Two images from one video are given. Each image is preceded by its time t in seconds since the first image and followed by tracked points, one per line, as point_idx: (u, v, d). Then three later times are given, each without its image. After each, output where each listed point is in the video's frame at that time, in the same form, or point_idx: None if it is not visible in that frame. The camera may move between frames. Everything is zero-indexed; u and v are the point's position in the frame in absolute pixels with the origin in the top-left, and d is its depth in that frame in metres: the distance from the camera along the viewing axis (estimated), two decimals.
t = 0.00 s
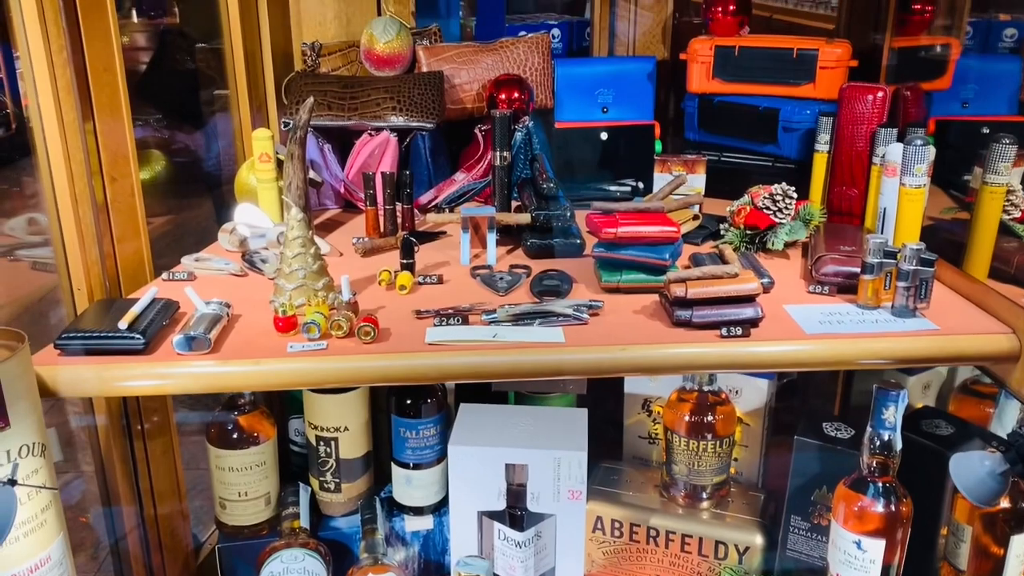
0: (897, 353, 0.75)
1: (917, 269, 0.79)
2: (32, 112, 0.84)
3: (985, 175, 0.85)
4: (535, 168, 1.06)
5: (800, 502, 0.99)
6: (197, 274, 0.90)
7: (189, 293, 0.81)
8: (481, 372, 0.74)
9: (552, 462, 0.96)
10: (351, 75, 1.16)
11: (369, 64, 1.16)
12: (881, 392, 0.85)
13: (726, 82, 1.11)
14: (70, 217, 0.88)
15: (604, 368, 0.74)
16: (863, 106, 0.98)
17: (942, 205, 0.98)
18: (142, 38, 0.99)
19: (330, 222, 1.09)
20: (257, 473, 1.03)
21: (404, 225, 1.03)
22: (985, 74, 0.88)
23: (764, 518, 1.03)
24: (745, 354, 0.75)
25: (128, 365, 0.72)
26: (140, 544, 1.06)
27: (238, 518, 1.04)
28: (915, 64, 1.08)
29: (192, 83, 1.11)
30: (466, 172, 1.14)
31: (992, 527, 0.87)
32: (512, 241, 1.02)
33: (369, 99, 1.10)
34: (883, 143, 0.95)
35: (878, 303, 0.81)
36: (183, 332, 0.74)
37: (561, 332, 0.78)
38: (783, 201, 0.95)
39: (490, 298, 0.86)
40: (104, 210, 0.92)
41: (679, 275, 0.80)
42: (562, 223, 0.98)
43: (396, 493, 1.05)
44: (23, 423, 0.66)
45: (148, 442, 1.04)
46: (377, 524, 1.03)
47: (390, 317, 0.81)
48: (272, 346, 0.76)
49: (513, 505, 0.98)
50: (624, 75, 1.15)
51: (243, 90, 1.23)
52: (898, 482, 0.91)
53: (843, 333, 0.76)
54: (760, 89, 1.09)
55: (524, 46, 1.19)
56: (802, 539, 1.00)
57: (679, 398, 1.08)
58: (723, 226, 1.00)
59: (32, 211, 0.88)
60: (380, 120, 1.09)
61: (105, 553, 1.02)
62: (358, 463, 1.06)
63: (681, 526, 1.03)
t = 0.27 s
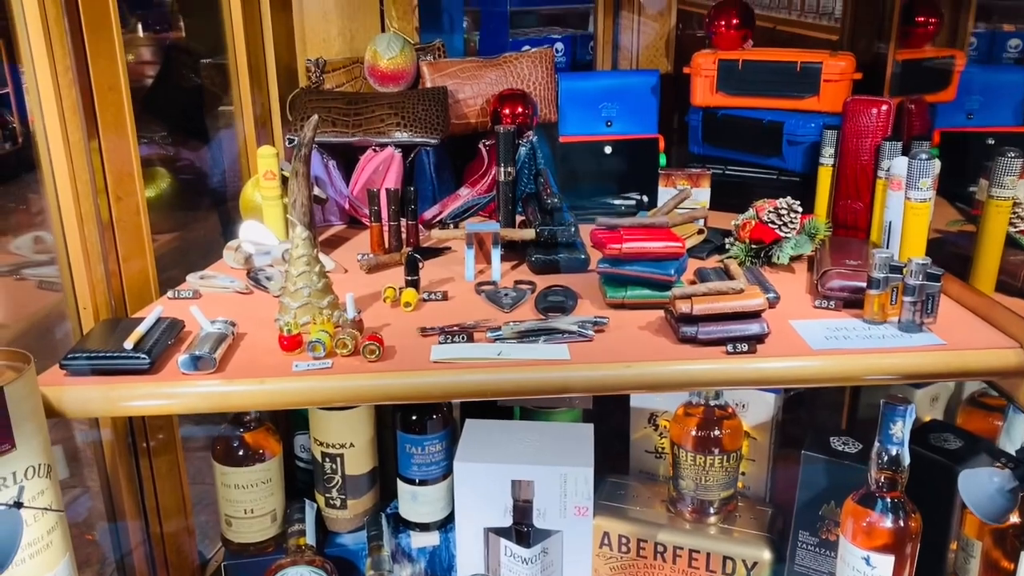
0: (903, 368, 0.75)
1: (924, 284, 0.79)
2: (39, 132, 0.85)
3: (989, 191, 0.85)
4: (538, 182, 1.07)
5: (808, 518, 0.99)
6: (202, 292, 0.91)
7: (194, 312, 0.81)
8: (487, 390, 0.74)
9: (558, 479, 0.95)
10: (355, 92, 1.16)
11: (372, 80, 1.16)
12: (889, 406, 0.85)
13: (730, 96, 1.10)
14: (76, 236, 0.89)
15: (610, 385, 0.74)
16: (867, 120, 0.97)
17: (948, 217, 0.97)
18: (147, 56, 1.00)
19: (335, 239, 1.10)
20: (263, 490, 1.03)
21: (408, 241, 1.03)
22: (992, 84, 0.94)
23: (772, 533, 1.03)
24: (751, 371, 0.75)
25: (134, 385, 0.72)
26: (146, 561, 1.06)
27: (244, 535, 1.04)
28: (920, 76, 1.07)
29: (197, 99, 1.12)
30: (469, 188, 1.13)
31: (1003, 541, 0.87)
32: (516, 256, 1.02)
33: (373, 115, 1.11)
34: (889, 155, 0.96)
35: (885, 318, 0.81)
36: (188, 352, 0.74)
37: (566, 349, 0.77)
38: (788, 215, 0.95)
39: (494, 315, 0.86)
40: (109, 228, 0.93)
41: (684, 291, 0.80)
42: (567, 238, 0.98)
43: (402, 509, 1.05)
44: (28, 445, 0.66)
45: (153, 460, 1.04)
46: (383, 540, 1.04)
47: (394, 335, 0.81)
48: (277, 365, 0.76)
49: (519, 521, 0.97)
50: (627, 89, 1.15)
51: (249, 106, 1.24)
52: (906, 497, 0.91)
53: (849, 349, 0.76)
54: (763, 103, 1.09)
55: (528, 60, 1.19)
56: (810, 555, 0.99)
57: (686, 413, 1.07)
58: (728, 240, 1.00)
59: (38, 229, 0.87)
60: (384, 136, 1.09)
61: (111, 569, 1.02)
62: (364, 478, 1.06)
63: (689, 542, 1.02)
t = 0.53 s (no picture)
0: (909, 385, 0.75)
1: (928, 299, 0.79)
2: (43, 155, 0.85)
3: (994, 204, 0.86)
4: (541, 198, 1.07)
5: (815, 533, 0.99)
6: (207, 311, 0.91)
7: (199, 333, 0.81)
8: (491, 410, 0.74)
9: (563, 495, 0.95)
10: (359, 108, 1.17)
11: (375, 97, 1.17)
12: (894, 421, 0.84)
13: (732, 109, 1.11)
14: (80, 257, 0.89)
15: (614, 404, 0.74)
16: (869, 132, 0.97)
17: (951, 229, 0.97)
18: (152, 75, 1.00)
19: (339, 255, 1.10)
20: (269, 507, 1.03)
21: (412, 257, 1.03)
22: (995, 94, 0.92)
23: (779, 547, 1.02)
24: (756, 389, 0.75)
25: (139, 408, 0.72)
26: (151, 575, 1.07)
27: (250, 553, 1.04)
28: (922, 87, 1.08)
29: (201, 117, 1.12)
30: (473, 203, 1.13)
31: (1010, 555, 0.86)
32: (520, 272, 1.02)
33: (376, 132, 1.11)
34: (892, 168, 0.95)
35: (889, 333, 0.81)
36: (193, 375, 0.74)
37: (570, 368, 0.77)
38: (791, 229, 0.95)
39: (498, 333, 0.86)
40: (114, 248, 0.93)
41: (688, 308, 0.80)
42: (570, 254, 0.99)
43: (407, 526, 1.04)
44: (34, 470, 0.66)
45: (159, 478, 1.04)
46: (389, 557, 1.05)
47: (398, 354, 0.81)
48: (282, 387, 0.76)
49: (525, 537, 0.97)
50: (629, 103, 1.15)
51: (252, 123, 1.24)
52: (913, 512, 0.90)
53: (854, 365, 0.76)
54: (766, 116, 1.09)
55: (530, 76, 1.19)
56: (817, 569, 0.99)
57: (692, 426, 1.09)
58: (731, 254, 1.00)
59: (43, 249, 0.89)
60: (387, 152, 1.10)
61: None
62: (370, 494, 1.07)
63: (695, 556, 1.02)
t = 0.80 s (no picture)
0: (913, 398, 0.74)
1: (931, 311, 0.78)
2: (45, 172, 0.85)
3: (996, 215, 0.86)
4: (544, 209, 1.07)
5: (821, 543, 0.98)
6: (210, 327, 0.91)
7: (202, 351, 0.81)
8: (494, 426, 0.73)
9: (568, 507, 0.95)
10: (360, 121, 1.17)
11: (376, 110, 1.17)
12: (899, 433, 0.84)
13: (734, 118, 1.11)
14: (83, 274, 0.89)
15: (618, 420, 0.74)
16: (870, 142, 0.97)
17: (955, 237, 0.97)
18: (153, 90, 1.00)
19: (341, 268, 1.10)
20: (273, 522, 1.02)
21: (415, 271, 1.03)
22: (995, 100, 0.93)
23: (785, 558, 1.02)
24: (760, 403, 0.74)
25: (142, 428, 0.72)
26: None
27: (253, 568, 1.03)
28: (923, 95, 1.07)
29: (203, 130, 1.12)
30: (474, 215, 1.14)
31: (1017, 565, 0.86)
32: (522, 284, 1.02)
33: (378, 145, 1.11)
34: (894, 178, 0.95)
35: (893, 344, 0.81)
36: (197, 394, 0.74)
37: (573, 384, 0.77)
38: (794, 240, 0.95)
39: (501, 347, 0.85)
40: (116, 264, 0.93)
41: (691, 322, 0.80)
42: (573, 267, 0.99)
43: (412, 538, 1.04)
44: (38, 492, 0.66)
45: (164, 492, 1.04)
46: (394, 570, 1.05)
47: (401, 370, 0.81)
48: (284, 405, 0.75)
49: (530, 550, 0.97)
50: (631, 112, 1.15)
51: (254, 136, 1.24)
52: (919, 523, 0.90)
53: (858, 379, 0.76)
54: (768, 125, 1.09)
55: (531, 87, 1.19)
56: None
57: (696, 437, 1.07)
58: (734, 264, 1.00)
59: (46, 265, 0.89)
60: (389, 165, 1.10)
61: None
62: (374, 508, 1.06)
63: (701, 567, 1.01)
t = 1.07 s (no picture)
0: (917, 408, 0.74)
1: (935, 321, 0.78)
2: (49, 183, 0.85)
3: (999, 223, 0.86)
4: (546, 218, 1.07)
5: (824, 550, 0.99)
6: (213, 338, 0.91)
7: (206, 362, 0.81)
8: (498, 437, 0.73)
9: (571, 516, 0.95)
10: (363, 129, 1.17)
11: (379, 118, 1.17)
12: (902, 442, 0.84)
13: (736, 126, 1.11)
14: (87, 284, 0.89)
15: (622, 431, 0.74)
16: (873, 150, 0.97)
17: (959, 244, 0.97)
18: (156, 99, 1.00)
19: (345, 277, 1.10)
20: (276, 531, 1.02)
21: (417, 279, 1.03)
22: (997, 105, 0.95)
23: (789, 565, 1.02)
24: (763, 414, 0.74)
25: (146, 441, 0.73)
26: None
27: None
28: (927, 100, 1.07)
29: (206, 138, 1.13)
30: (478, 224, 1.15)
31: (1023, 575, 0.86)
32: (525, 293, 1.02)
33: (381, 153, 1.11)
34: (897, 186, 0.94)
35: (896, 353, 0.81)
36: (200, 406, 0.74)
37: (577, 394, 0.77)
38: (796, 248, 0.95)
39: (504, 357, 0.85)
40: (120, 274, 0.93)
41: (694, 332, 0.80)
42: (575, 275, 0.99)
43: (416, 546, 1.04)
44: (42, 506, 0.66)
45: (168, 500, 1.05)
46: None
47: (404, 381, 0.81)
48: (288, 417, 0.75)
49: (534, 559, 0.97)
50: (633, 119, 1.16)
51: (257, 144, 1.24)
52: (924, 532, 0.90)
53: (861, 389, 0.76)
54: (771, 132, 1.09)
55: (532, 95, 1.19)
56: None
57: (699, 445, 1.08)
58: (737, 272, 1.00)
59: (50, 275, 0.90)
60: (391, 173, 1.10)
61: None
62: (378, 516, 1.06)
63: None
